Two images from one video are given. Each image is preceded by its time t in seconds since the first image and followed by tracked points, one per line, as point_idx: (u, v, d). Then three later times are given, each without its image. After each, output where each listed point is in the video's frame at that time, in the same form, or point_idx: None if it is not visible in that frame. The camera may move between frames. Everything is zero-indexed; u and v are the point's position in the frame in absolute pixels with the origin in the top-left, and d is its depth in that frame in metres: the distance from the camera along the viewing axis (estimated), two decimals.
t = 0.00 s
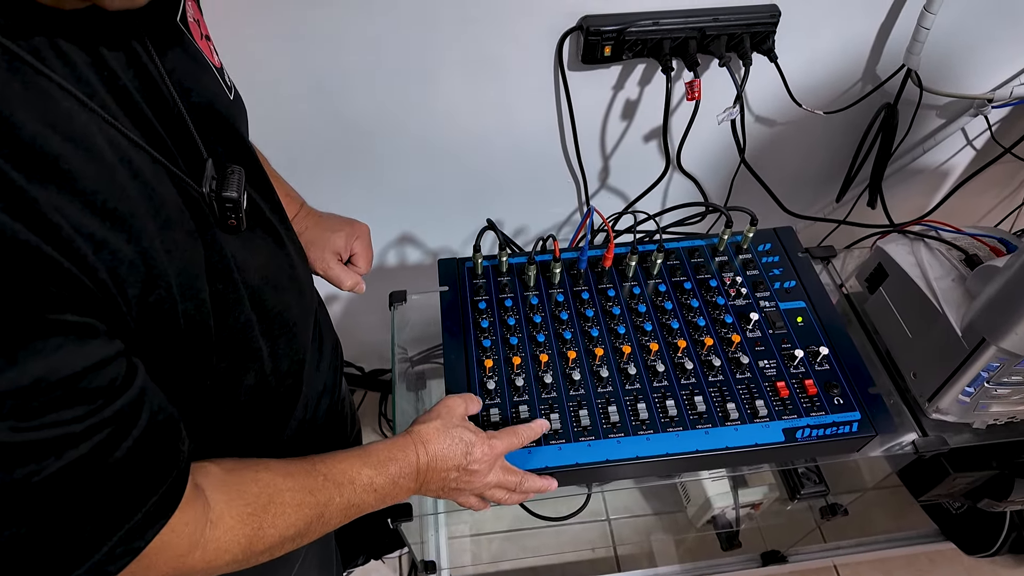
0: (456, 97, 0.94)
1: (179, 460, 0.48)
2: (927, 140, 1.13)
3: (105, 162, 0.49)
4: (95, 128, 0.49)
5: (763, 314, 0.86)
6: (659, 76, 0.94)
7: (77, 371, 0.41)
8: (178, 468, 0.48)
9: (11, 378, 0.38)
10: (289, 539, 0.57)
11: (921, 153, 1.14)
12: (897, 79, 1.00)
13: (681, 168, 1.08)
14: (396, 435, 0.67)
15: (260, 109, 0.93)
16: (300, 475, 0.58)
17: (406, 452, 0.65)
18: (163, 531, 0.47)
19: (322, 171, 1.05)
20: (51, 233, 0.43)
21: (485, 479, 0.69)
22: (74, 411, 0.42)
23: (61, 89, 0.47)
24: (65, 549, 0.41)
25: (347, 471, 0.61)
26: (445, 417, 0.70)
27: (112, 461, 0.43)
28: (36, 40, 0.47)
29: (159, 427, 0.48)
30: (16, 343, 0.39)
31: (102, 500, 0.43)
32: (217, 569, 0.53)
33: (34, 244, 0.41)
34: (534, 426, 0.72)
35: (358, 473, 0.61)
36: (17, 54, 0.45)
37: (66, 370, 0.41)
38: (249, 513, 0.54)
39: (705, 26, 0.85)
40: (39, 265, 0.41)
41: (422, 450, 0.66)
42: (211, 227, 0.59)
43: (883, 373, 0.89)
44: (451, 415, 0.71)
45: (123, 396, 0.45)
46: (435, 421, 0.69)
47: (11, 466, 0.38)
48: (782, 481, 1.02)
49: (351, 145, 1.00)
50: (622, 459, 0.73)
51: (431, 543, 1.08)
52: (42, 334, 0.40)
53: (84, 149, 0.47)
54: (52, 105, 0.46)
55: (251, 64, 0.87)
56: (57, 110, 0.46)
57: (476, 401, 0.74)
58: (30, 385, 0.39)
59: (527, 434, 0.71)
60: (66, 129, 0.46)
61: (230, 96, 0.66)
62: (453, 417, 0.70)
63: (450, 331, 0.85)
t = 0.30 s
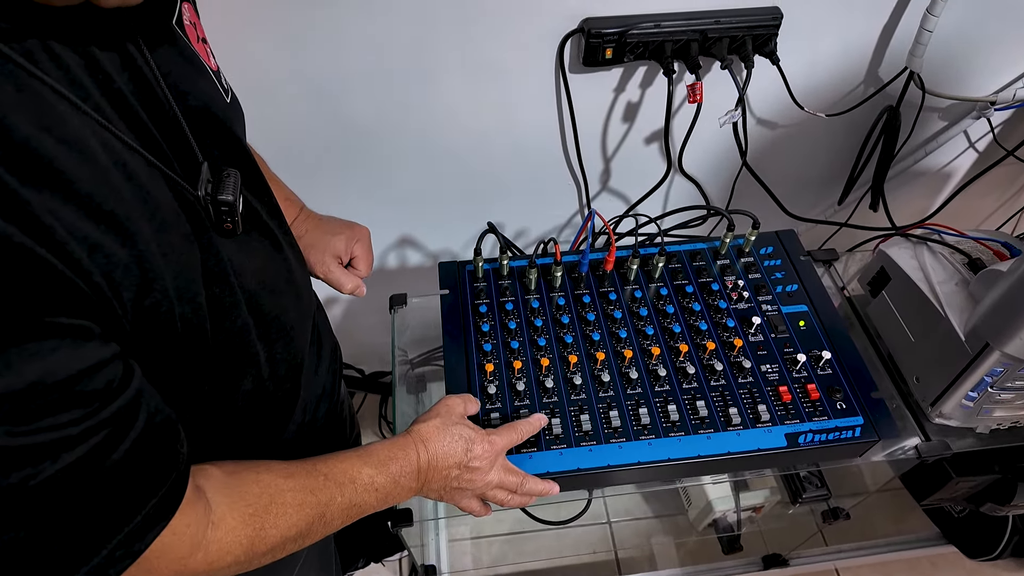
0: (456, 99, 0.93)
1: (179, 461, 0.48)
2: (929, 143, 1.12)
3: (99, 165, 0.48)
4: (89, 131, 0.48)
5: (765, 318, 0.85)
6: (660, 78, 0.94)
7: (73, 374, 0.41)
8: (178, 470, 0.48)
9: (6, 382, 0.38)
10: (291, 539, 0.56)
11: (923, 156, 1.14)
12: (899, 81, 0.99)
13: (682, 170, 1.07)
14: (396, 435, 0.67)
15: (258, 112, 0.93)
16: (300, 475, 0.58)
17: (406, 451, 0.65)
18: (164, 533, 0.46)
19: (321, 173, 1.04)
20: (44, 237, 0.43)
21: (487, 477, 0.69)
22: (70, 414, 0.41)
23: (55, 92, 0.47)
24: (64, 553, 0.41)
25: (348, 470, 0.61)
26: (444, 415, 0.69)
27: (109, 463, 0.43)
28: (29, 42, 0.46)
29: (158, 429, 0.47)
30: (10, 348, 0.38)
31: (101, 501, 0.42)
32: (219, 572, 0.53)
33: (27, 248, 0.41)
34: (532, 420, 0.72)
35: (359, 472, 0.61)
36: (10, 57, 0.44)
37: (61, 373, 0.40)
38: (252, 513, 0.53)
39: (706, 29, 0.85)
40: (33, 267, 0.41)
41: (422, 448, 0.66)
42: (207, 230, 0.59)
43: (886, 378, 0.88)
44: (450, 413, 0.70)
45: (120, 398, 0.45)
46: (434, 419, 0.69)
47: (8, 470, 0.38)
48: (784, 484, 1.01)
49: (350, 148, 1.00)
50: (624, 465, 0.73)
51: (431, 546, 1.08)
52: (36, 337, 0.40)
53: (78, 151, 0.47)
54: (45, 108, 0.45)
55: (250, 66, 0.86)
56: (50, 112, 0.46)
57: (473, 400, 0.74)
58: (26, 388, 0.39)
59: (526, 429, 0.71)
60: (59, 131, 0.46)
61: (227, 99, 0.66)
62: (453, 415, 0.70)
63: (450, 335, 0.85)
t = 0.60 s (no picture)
0: (455, 100, 0.93)
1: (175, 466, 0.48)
2: (930, 144, 1.12)
3: (95, 169, 0.48)
4: (85, 136, 0.48)
5: (765, 320, 0.85)
6: (660, 80, 0.93)
7: (68, 380, 0.41)
8: (174, 475, 0.48)
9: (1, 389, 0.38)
10: (288, 546, 0.56)
11: (923, 157, 1.14)
12: (900, 83, 0.99)
13: (682, 172, 1.07)
14: (396, 441, 0.66)
15: (257, 113, 0.93)
16: (299, 482, 0.58)
17: (406, 458, 0.65)
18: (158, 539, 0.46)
19: (320, 175, 1.04)
20: (39, 242, 0.43)
21: (487, 486, 0.69)
22: (64, 420, 0.41)
23: (51, 97, 0.47)
24: (52, 561, 0.41)
25: (347, 477, 0.61)
26: (446, 423, 0.69)
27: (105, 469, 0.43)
28: (25, 46, 0.46)
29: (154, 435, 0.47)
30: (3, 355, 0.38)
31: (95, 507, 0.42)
32: None
33: (21, 253, 0.41)
34: (537, 431, 0.72)
35: (358, 479, 0.61)
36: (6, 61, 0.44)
37: (57, 379, 0.40)
38: (248, 520, 0.53)
39: (706, 31, 0.85)
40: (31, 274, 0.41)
41: (423, 456, 0.65)
42: (204, 234, 0.58)
43: (887, 380, 0.88)
44: (453, 421, 0.70)
45: (115, 404, 0.44)
46: (435, 427, 0.68)
47: None
48: (785, 487, 1.01)
49: (350, 149, 1.00)
50: (624, 468, 0.73)
51: (431, 548, 1.08)
52: (33, 342, 0.40)
53: (74, 156, 0.47)
54: (40, 112, 0.45)
55: (248, 68, 0.86)
56: (46, 117, 0.46)
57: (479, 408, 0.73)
58: (20, 396, 0.38)
59: (530, 440, 0.71)
60: (55, 136, 0.46)
61: (225, 102, 0.65)
62: (455, 423, 0.69)
63: (450, 337, 0.85)
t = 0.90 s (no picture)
0: (455, 101, 0.93)
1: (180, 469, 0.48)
2: (930, 145, 1.12)
3: (100, 172, 0.48)
4: (90, 138, 0.48)
5: (766, 321, 0.85)
6: (660, 81, 0.93)
7: (71, 383, 0.41)
8: (179, 478, 0.47)
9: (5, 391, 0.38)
10: (291, 550, 0.56)
11: (924, 158, 1.14)
12: (900, 84, 0.99)
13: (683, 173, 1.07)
14: (400, 444, 0.66)
15: (259, 114, 0.93)
16: (302, 486, 0.58)
17: (410, 462, 0.64)
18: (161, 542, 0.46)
19: (322, 175, 1.04)
20: (43, 245, 0.43)
21: (490, 490, 0.69)
22: (68, 423, 0.41)
23: (56, 100, 0.47)
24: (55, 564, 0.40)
25: (351, 481, 0.60)
26: (450, 427, 0.69)
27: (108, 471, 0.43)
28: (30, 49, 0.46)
29: (157, 438, 0.47)
30: (6, 357, 0.38)
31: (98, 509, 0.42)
32: None
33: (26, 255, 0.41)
34: (541, 437, 0.72)
35: (361, 483, 0.61)
36: (12, 64, 0.44)
37: (61, 381, 0.40)
38: (251, 524, 0.53)
39: (707, 32, 0.85)
40: (34, 278, 0.41)
41: (426, 460, 0.65)
42: (207, 237, 0.58)
43: (888, 382, 0.88)
44: (457, 425, 0.70)
45: (118, 406, 0.44)
46: (439, 430, 0.68)
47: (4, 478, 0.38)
48: (785, 488, 1.01)
49: (351, 150, 1.00)
50: (624, 469, 0.73)
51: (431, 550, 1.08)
52: (35, 344, 0.40)
53: (79, 159, 0.47)
54: (45, 115, 0.45)
55: (249, 69, 0.86)
56: (51, 120, 0.45)
57: (484, 412, 0.74)
58: (23, 398, 0.38)
59: (534, 446, 0.71)
60: (60, 139, 0.46)
61: (229, 105, 0.65)
62: (459, 427, 0.69)
63: (450, 338, 0.85)
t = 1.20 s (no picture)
0: (457, 102, 0.94)
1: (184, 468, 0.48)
2: (930, 145, 1.13)
3: (107, 172, 0.48)
4: (98, 139, 0.48)
5: (766, 321, 0.85)
6: (661, 82, 0.94)
7: (80, 382, 0.41)
8: (186, 477, 0.47)
9: (15, 390, 0.38)
10: (295, 548, 0.56)
11: (923, 158, 1.14)
12: (900, 84, 0.99)
13: (683, 173, 1.07)
14: (402, 442, 0.66)
15: (261, 115, 0.93)
16: (306, 483, 0.57)
17: (412, 460, 0.65)
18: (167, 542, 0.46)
19: (323, 175, 1.04)
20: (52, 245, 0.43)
21: (492, 488, 0.69)
22: (76, 422, 0.41)
23: (64, 100, 0.47)
24: (62, 563, 0.41)
25: (354, 479, 0.60)
26: (452, 425, 0.69)
27: (115, 470, 0.43)
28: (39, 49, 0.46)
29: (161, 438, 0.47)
30: (16, 357, 0.38)
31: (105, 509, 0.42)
32: None
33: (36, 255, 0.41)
34: (542, 432, 0.72)
35: (365, 481, 0.61)
36: (22, 64, 0.44)
37: (70, 380, 0.40)
38: (256, 522, 0.53)
39: (707, 32, 0.85)
40: (45, 276, 0.41)
41: (429, 457, 0.65)
42: (213, 237, 0.59)
43: (887, 382, 0.88)
44: (458, 422, 0.70)
45: (124, 406, 0.45)
46: (441, 428, 0.68)
47: (13, 476, 0.38)
48: (785, 488, 1.01)
49: (353, 150, 1.00)
50: (625, 468, 0.73)
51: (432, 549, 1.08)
52: (42, 343, 0.40)
53: (87, 159, 0.47)
54: (53, 115, 0.45)
55: (252, 69, 0.87)
56: (59, 119, 0.46)
57: (484, 410, 0.74)
58: (34, 397, 0.39)
59: (535, 441, 0.71)
60: (69, 138, 0.46)
61: (233, 106, 0.66)
62: (461, 425, 0.70)
63: (451, 338, 0.85)
